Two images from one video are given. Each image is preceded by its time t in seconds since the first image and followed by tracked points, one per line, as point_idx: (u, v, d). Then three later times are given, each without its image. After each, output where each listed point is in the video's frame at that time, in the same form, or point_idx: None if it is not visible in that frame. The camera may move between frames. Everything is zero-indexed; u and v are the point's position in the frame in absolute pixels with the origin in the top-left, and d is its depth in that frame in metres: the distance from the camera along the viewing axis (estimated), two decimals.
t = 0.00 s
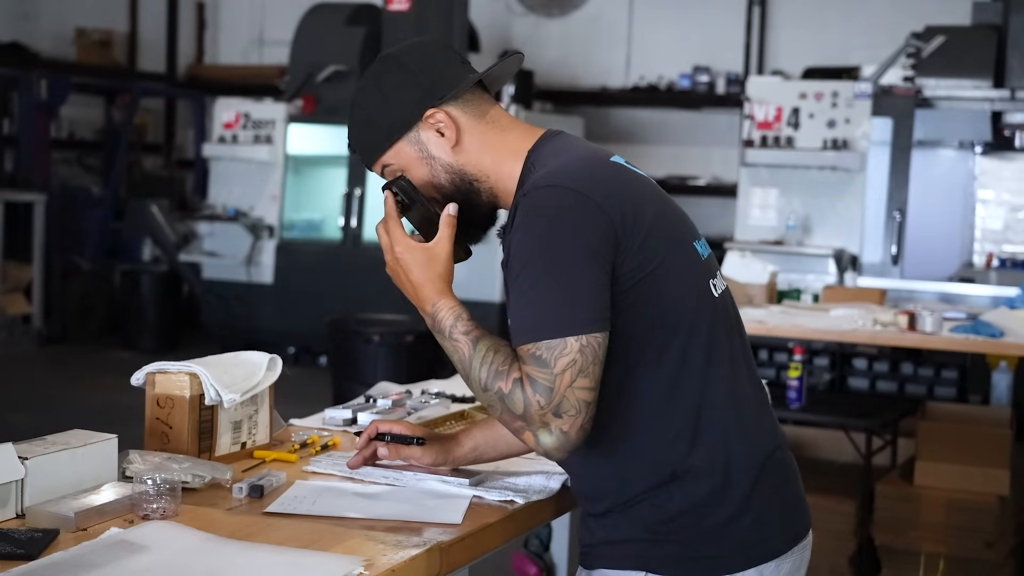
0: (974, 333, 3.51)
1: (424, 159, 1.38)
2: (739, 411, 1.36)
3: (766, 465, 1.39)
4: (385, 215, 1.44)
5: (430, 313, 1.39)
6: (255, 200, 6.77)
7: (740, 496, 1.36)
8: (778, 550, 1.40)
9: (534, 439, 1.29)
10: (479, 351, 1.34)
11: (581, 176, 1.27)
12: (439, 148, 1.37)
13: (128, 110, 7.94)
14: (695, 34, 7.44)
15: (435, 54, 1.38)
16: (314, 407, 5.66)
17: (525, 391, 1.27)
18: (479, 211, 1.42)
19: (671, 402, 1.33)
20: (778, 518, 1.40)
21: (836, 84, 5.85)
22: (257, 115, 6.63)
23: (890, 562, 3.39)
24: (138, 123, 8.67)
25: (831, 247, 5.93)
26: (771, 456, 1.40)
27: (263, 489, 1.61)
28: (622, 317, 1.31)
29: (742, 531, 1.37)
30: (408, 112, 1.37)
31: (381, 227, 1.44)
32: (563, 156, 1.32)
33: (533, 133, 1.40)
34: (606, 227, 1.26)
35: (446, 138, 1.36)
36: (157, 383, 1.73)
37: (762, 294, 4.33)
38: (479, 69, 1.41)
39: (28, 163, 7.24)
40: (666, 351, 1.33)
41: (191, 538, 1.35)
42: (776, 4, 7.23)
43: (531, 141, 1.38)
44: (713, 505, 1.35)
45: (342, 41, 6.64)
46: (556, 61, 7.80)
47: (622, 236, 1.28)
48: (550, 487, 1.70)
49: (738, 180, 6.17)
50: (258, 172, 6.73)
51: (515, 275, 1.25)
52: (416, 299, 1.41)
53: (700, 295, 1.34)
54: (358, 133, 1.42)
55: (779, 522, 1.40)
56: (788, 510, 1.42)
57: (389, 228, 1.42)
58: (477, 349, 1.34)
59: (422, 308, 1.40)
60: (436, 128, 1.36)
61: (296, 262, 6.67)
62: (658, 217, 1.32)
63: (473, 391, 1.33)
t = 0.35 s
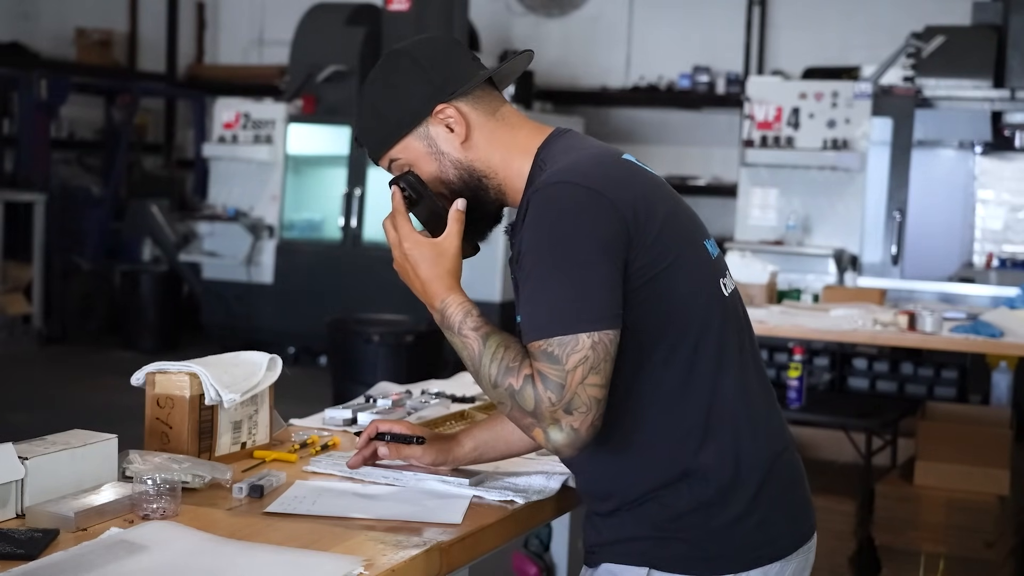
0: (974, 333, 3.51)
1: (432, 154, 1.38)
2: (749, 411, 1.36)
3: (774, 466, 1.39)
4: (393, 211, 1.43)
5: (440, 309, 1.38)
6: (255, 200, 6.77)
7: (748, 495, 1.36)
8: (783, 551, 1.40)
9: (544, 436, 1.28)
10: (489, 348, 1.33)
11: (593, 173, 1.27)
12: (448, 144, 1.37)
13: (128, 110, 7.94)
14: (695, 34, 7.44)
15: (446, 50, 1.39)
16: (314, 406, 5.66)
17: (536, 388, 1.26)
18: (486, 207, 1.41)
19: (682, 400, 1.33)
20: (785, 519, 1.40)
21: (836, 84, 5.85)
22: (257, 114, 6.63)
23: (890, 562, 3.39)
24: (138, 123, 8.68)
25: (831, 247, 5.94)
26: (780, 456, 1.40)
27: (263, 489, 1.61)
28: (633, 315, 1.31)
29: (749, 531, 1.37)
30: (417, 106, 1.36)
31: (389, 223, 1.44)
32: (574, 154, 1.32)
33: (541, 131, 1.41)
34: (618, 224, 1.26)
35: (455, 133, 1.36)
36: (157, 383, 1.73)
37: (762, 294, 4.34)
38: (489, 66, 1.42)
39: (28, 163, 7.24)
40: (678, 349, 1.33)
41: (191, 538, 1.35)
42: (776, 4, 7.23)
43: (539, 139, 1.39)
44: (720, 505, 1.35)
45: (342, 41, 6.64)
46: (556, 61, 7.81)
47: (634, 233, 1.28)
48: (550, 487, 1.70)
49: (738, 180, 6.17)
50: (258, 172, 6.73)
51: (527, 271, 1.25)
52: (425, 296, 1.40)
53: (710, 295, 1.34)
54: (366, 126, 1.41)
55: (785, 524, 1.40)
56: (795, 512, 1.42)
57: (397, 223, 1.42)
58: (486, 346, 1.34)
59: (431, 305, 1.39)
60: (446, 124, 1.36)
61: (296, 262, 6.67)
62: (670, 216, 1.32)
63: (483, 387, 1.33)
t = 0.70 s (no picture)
0: (974, 333, 3.51)
1: (421, 168, 1.38)
2: (751, 413, 1.36)
3: (781, 465, 1.38)
4: (382, 233, 1.44)
5: (435, 331, 1.39)
6: (255, 200, 6.77)
7: (755, 496, 1.36)
8: (793, 550, 1.38)
9: (545, 456, 1.30)
10: (486, 369, 1.34)
11: (585, 185, 1.28)
12: (436, 157, 1.37)
13: (127, 109, 7.94)
14: (695, 34, 7.44)
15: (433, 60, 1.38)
16: (315, 406, 5.66)
17: (534, 410, 1.27)
18: (478, 219, 1.41)
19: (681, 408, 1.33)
20: (796, 516, 1.39)
21: (836, 84, 5.86)
22: (257, 115, 6.63)
23: (890, 562, 3.39)
24: (138, 123, 8.68)
25: (831, 247, 5.95)
26: (788, 456, 1.40)
27: (263, 489, 1.61)
28: (631, 324, 1.31)
29: (758, 531, 1.36)
30: (405, 118, 1.36)
31: (379, 244, 1.45)
32: (565, 164, 1.33)
33: (529, 140, 1.41)
34: (611, 236, 1.26)
35: (443, 147, 1.36)
36: (157, 383, 1.73)
37: (761, 294, 4.34)
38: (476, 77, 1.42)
39: (28, 163, 7.24)
40: (676, 357, 1.33)
41: (191, 538, 1.35)
42: (776, 4, 7.23)
43: (528, 148, 1.39)
44: (727, 507, 1.35)
45: (342, 41, 6.64)
46: (556, 61, 7.80)
47: (627, 244, 1.28)
48: (550, 487, 1.70)
49: (738, 180, 6.17)
50: (258, 173, 6.73)
51: (521, 288, 1.25)
52: (420, 318, 1.41)
53: (707, 300, 1.34)
54: (352, 140, 1.41)
55: (796, 522, 1.39)
56: (808, 509, 1.41)
57: (388, 245, 1.43)
58: (483, 367, 1.35)
59: (426, 328, 1.40)
60: (433, 137, 1.36)
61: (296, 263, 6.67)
62: (664, 223, 1.32)
63: (481, 408, 1.34)
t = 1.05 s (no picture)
0: (974, 333, 3.51)
1: (410, 188, 1.38)
2: (752, 423, 1.34)
3: (787, 473, 1.36)
4: (370, 257, 1.47)
5: (425, 353, 1.40)
6: (254, 200, 6.77)
7: (761, 506, 1.34)
8: (805, 559, 1.37)
9: (536, 480, 1.30)
10: (475, 392, 1.35)
11: (571, 202, 1.27)
12: (424, 177, 1.37)
13: (128, 109, 7.94)
14: (694, 34, 7.44)
15: (419, 76, 1.38)
16: (315, 406, 5.66)
17: (523, 434, 1.28)
18: (469, 236, 1.41)
19: (677, 422, 1.32)
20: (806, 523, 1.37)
21: (836, 84, 5.86)
22: (257, 115, 6.63)
23: (891, 562, 3.39)
24: (138, 123, 8.68)
25: (831, 247, 5.95)
26: (796, 462, 1.38)
27: (263, 489, 1.61)
28: (624, 340, 1.30)
29: (768, 540, 1.35)
30: (393, 138, 1.37)
31: (367, 267, 1.48)
32: (553, 179, 1.32)
33: (519, 154, 1.41)
34: (598, 253, 1.25)
35: (431, 166, 1.37)
36: (157, 383, 1.73)
37: (761, 294, 4.33)
38: (466, 90, 1.42)
39: (28, 163, 7.24)
40: (670, 370, 1.31)
41: (191, 538, 1.35)
42: (776, 4, 7.24)
43: (518, 162, 1.39)
44: (733, 518, 1.33)
45: (343, 41, 6.64)
46: (556, 61, 7.80)
47: (616, 260, 1.27)
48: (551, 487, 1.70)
49: (738, 180, 6.17)
50: (258, 173, 6.73)
51: (509, 311, 1.26)
52: (410, 341, 1.42)
53: (702, 310, 1.32)
54: (340, 159, 1.41)
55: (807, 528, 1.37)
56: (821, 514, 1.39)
57: (376, 269, 1.46)
58: (473, 390, 1.35)
59: (417, 350, 1.41)
60: (421, 157, 1.37)
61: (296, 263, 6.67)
62: (654, 234, 1.31)
63: (472, 429, 1.35)
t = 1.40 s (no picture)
0: (974, 333, 3.51)
1: (424, 176, 1.39)
2: (754, 431, 1.34)
3: (789, 483, 1.36)
4: (377, 243, 1.47)
5: (427, 342, 1.41)
6: (254, 200, 6.77)
7: (759, 516, 1.34)
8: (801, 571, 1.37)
9: (531, 476, 1.31)
10: (475, 384, 1.36)
11: (578, 201, 1.27)
12: (439, 165, 1.37)
13: (127, 109, 7.94)
14: (694, 34, 7.44)
15: (438, 63, 1.38)
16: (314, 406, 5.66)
17: (520, 429, 1.28)
18: (483, 227, 1.41)
19: (679, 427, 1.32)
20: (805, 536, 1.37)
21: (836, 84, 5.85)
22: (257, 115, 6.63)
23: (890, 562, 3.38)
24: (138, 123, 8.68)
25: (831, 247, 5.95)
26: (799, 472, 1.37)
27: (263, 489, 1.61)
28: (628, 341, 1.30)
29: (764, 551, 1.34)
30: (408, 126, 1.37)
31: (374, 253, 1.48)
32: (561, 177, 1.32)
33: (536, 146, 1.41)
34: (603, 254, 1.25)
35: (447, 154, 1.37)
36: (157, 383, 1.73)
37: (762, 293, 4.34)
38: (486, 78, 1.41)
39: (28, 163, 7.24)
40: (674, 374, 1.31)
41: (192, 538, 1.35)
42: (776, 4, 7.23)
43: (533, 155, 1.39)
44: (731, 527, 1.33)
45: (342, 40, 6.63)
46: (556, 61, 7.80)
47: (621, 261, 1.27)
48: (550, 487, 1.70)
49: (738, 180, 6.18)
50: (258, 173, 6.73)
51: (512, 309, 1.26)
52: (413, 329, 1.43)
53: (709, 315, 1.32)
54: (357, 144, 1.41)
55: (806, 540, 1.37)
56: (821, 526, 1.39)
57: (382, 256, 1.46)
58: (473, 381, 1.36)
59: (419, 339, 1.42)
60: (437, 144, 1.37)
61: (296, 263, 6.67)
62: (662, 237, 1.30)
63: (470, 422, 1.35)
